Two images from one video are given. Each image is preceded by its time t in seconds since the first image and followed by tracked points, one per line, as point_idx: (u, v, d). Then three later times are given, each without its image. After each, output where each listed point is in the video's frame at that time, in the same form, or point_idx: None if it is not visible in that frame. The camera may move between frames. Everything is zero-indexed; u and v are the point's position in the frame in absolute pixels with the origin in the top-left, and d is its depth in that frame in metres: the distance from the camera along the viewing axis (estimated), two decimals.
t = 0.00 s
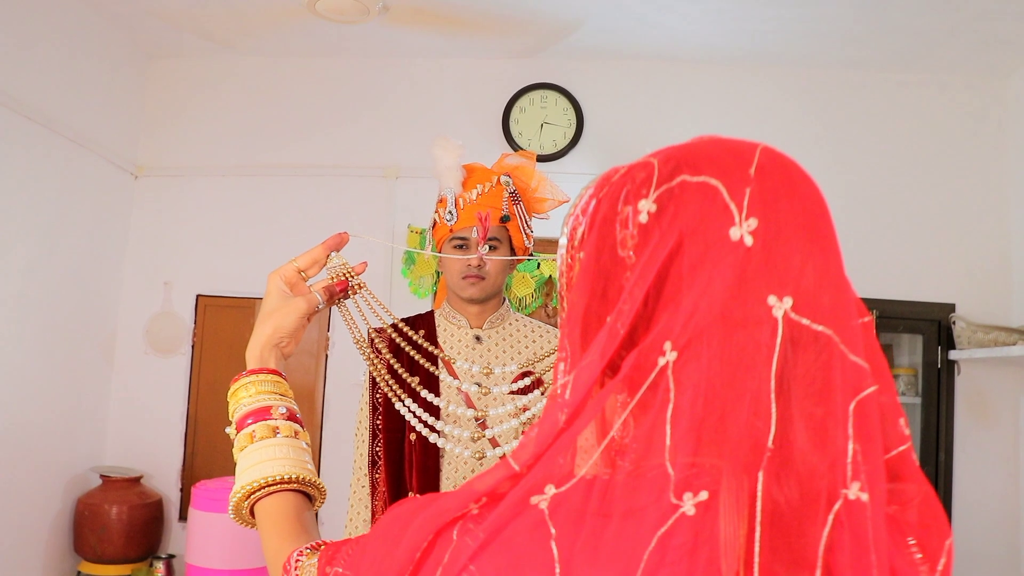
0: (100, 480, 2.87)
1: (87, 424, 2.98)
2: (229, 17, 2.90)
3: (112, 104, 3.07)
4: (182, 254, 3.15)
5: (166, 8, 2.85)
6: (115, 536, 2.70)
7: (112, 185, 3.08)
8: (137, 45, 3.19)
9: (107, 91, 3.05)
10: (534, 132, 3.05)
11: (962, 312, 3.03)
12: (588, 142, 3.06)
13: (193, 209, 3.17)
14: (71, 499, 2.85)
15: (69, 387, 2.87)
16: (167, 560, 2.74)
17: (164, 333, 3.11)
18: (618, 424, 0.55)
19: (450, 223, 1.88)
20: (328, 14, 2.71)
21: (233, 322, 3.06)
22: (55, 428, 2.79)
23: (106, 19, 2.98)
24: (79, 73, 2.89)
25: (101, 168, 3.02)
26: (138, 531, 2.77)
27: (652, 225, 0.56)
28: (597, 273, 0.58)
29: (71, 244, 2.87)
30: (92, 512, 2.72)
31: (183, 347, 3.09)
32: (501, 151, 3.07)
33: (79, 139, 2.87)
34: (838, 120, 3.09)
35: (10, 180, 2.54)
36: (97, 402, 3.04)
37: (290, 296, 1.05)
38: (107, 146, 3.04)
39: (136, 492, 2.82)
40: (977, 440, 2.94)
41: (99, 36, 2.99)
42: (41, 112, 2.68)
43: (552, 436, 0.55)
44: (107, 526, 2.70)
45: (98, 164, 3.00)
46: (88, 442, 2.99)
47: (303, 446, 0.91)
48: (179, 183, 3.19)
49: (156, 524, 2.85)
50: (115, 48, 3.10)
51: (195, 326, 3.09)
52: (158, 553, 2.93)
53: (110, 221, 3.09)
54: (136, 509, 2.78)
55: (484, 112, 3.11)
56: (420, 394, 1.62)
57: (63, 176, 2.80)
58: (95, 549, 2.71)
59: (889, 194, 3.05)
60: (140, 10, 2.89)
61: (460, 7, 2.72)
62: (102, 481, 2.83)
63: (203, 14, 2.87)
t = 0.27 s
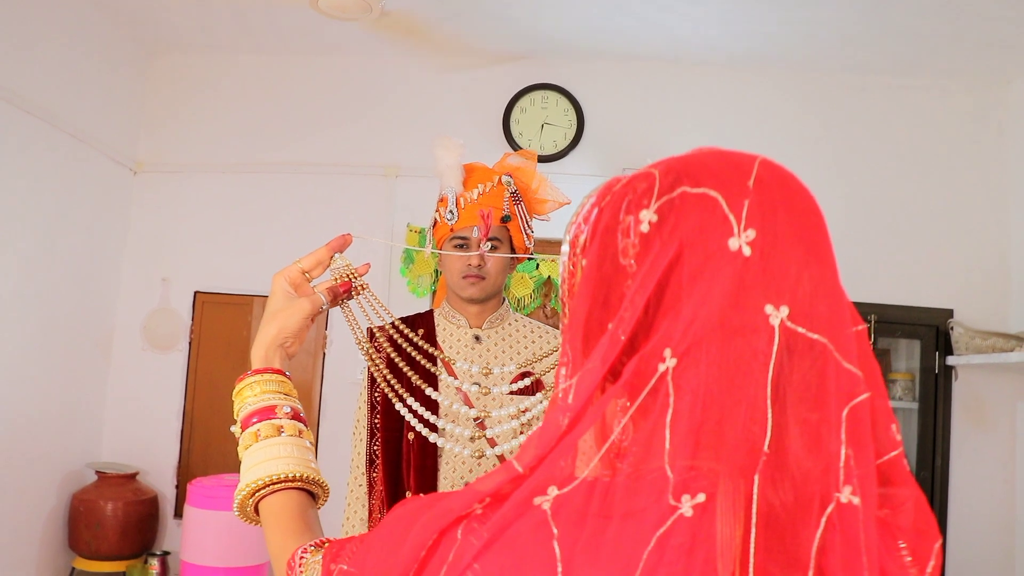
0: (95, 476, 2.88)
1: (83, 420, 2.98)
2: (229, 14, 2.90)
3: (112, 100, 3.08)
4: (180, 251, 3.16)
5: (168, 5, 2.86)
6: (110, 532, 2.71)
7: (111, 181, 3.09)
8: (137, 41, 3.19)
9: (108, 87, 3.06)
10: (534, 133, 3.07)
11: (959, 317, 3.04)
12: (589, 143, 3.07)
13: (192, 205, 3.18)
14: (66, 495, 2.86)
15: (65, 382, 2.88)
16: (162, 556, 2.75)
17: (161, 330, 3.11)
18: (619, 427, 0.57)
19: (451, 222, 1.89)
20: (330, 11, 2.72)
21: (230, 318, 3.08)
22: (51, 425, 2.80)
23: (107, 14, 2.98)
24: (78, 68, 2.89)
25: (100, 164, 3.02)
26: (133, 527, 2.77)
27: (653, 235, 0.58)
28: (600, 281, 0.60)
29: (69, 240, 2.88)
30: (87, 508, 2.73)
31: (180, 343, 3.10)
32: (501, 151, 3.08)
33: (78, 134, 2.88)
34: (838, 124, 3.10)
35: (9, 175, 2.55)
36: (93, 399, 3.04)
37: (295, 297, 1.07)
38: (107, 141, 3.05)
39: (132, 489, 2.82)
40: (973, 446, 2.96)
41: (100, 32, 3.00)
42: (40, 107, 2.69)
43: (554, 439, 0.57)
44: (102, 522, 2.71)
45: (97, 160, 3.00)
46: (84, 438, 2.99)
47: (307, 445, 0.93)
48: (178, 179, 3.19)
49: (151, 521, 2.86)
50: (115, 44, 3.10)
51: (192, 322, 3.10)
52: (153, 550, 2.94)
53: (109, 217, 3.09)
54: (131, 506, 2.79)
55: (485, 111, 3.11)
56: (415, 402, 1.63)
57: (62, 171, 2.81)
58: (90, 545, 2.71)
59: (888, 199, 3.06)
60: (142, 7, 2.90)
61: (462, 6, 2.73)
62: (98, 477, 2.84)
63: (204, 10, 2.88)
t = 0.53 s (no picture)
0: (89, 472, 2.88)
1: (78, 415, 2.98)
2: (230, 11, 2.91)
3: (112, 95, 3.08)
4: (177, 247, 3.16)
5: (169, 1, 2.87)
6: (104, 528, 2.71)
7: (109, 176, 3.09)
8: (137, 36, 3.19)
9: (107, 81, 3.06)
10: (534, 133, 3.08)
11: (955, 322, 3.06)
12: (588, 143, 3.08)
13: (190, 201, 3.18)
14: (61, 490, 2.86)
15: (60, 376, 2.88)
16: (156, 553, 2.77)
17: (157, 327, 3.11)
18: (620, 427, 0.59)
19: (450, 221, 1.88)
20: (332, 9, 2.72)
21: (227, 314, 3.09)
22: (46, 420, 2.79)
23: (108, 9, 2.98)
24: (78, 62, 2.89)
25: (99, 159, 3.02)
26: (128, 524, 2.78)
27: (655, 241, 0.60)
28: (602, 285, 0.62)
29: (67, 234, 2.88)
30: (80, 504, 2.72)
31: (176, 340, 3.10)
32: (500, 151, 3.09)
33: (77, 128, 2.88)
34: (837, 128, 3.12)
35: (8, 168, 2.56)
36: (88, 394, 3.04)
37: (298, 296, 1.08)
38: (106, 136, 3.05)
39: (126, 486, 2.83)
40: (967, 451, 2.98)
41: (100, 26, 3.00)
42: (40, 100, 2.70)
43: (557, 438, 0.58)
44: (96, 518, 2.71)
45: (96, 155, 3.00)
46: (79, 433, 2.99)
47: (310, 442, 0.94)
48: (176, 175, 3.19)
49: (145, 517, 2.86)
50: (115, 39, 3.10)
51: (189, 319, 3.11)
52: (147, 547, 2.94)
53: (106, 212, 3.09)
54: (125, 502, 2.79)
55: (486, 111, 3.12)
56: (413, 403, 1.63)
57: (60, 165, 2.81)
58: (84, 542, 2.71)
59: (885, 203, 3.08)
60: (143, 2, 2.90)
61: (463, 6, 2.73)
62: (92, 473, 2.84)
63: (206, 7, 2.89)
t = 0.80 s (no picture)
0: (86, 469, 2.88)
1: (74, 412, 2.98)
2: (231, 9, 2.90)
3: (111, 92, 3.07)
4: (176, 244, 3.16)
5: None
6: (101, 526, 2.71)
7: (108, 173, 3.08)
8: (136, 32, 3.18)
9: (106, 78, 3.05)
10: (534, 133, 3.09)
11: (952, 325, 3.07)
12: (589, 144, 3.09)
13: (188, 198, 3.18)
14: (57, 488, 2.86)
15: (57, 372, 2.87)
16: (152, 551, 2.81)
17: (155, 324, 3.11)
18: (621, 425, 0.60)
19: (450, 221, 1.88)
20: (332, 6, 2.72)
21: (223, 312, 3.08)
22: (43, 417, 2.79)
23: (107, 5, 2.97)
24: (77, 59, 2.89)
25: (97, 156, 3.02)
26: (124, 521, 2.78)
27: (658, 243, 0.61)
28: (605, 285, 0.63)
29: (65, 231, 2.87)
30: (78, 501, 2.73)
31: (174, 337, 3.11)
32: (501, 151, 3.10)
33: (75, 125, 2.88)
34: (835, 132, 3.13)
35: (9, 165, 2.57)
36: (84, 392, 3.03)
37: (302, 295, 1.09)
38: (105, 133, 3.04)
39: (123, 483, 2.83)
40: (965, 455, 2.98)
41: (100, 22, 2.99)
42: (40, 97, 2.70)
43: (560, 435, 0.60)
44: (93, 516, 2.71)
45: (94, 152, 3.00)
46: (74, 431, 2.99)
47: (312, 439, 0.95)
48: (175, 172, 3.19)
49: (141, 515, 2.87)
50: (115, 35, 3.09)
51: (187, 317, 3.11)
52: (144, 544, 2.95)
53: (105, 209, 3.08)
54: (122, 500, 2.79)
55: (487, 111, 3.13)
56: (415, 397, 1.62)
57: (58, 162, 2.81)
58: (80, 540, 2.72)
59: (884, 207, 3.10)
60: None
61: (465, 6, 2.73)
62: (88, 470, 2.84)
63: (207, 4, 2.88)
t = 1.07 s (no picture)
0: (83, 464, 2.89)
1: (72, 407, 2.98)
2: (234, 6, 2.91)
3: (113, 86, 3.07)
4: (176, 239, 3.16)
5: None
6: (97, 521, 2.73)
7: (108, 168, 3.08)
8: (138, 26, 3.17)
9: (108, 72, 3.05)
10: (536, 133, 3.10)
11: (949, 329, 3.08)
12: (590, 144, 3.11)
13: (188, 194, 3.18)
14: (54, 484, 2.86)
15: (56, 366, 2.87)
16: (148, 548, 2.82)
17: (154, 320, 3.11)
18: (624, 422, 0.61)
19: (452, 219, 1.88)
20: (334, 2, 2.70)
21: (222, 308, 3.09)
22: (41, 413, 2.78)
23: None
24: (80, 54, 2.89)
25: (98, 150, 3.01)
26: (121, 517, 2.80)
27: (662, 246, 0.63)
28: (610, 287, 0.65)
29: (66, 226, 2.87)
30: (74, 497, 2.74)
31: (173, 333, 3.11)
32: (502, 150, 3.11)
33: (78, 119, 2.88)
34: (836, 136, 3.15)
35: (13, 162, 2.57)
36: (82, 386, 3.03)
37: (308, 291, 1.11)
38: (106, 127, 3.04)
39: (120, 478, 2.84)
40: (961, 460, 3.00)
41: (102, 16, 2.99)
42: (42, 92, 2.69)
43: (565, 432, 0.62)
44: (89, 512, 2.73)
45: (96, 146, 3.00)
46: (72, 426, 2.98)
47: (317, 433, 0.97)
48: (175, 168, 3.19)
49: (138, 511, 2.88)
50: (116, 29, 3.08)
51: (185, 312, 3.11)
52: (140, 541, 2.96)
53: (104, 204, 3.08)
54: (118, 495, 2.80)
55: (487, 110, 3.14)
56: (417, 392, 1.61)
57: (60, 156, 2.81)
58: (76, 534, 2.75)
59: (883, 211, 3.11)
60: None
61: (469, 5, 2.74)
62: (85, 466, 2.85)
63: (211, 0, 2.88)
